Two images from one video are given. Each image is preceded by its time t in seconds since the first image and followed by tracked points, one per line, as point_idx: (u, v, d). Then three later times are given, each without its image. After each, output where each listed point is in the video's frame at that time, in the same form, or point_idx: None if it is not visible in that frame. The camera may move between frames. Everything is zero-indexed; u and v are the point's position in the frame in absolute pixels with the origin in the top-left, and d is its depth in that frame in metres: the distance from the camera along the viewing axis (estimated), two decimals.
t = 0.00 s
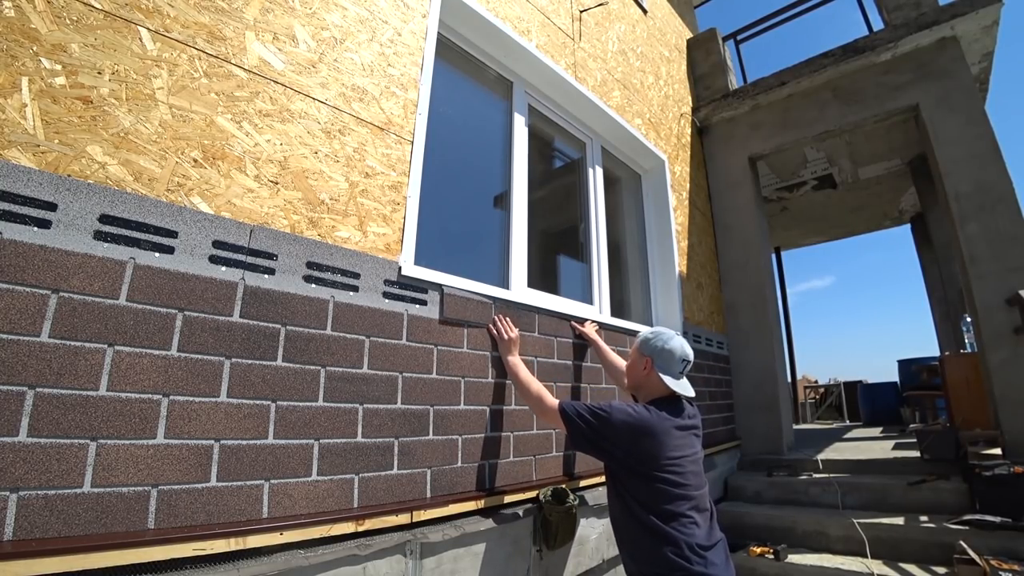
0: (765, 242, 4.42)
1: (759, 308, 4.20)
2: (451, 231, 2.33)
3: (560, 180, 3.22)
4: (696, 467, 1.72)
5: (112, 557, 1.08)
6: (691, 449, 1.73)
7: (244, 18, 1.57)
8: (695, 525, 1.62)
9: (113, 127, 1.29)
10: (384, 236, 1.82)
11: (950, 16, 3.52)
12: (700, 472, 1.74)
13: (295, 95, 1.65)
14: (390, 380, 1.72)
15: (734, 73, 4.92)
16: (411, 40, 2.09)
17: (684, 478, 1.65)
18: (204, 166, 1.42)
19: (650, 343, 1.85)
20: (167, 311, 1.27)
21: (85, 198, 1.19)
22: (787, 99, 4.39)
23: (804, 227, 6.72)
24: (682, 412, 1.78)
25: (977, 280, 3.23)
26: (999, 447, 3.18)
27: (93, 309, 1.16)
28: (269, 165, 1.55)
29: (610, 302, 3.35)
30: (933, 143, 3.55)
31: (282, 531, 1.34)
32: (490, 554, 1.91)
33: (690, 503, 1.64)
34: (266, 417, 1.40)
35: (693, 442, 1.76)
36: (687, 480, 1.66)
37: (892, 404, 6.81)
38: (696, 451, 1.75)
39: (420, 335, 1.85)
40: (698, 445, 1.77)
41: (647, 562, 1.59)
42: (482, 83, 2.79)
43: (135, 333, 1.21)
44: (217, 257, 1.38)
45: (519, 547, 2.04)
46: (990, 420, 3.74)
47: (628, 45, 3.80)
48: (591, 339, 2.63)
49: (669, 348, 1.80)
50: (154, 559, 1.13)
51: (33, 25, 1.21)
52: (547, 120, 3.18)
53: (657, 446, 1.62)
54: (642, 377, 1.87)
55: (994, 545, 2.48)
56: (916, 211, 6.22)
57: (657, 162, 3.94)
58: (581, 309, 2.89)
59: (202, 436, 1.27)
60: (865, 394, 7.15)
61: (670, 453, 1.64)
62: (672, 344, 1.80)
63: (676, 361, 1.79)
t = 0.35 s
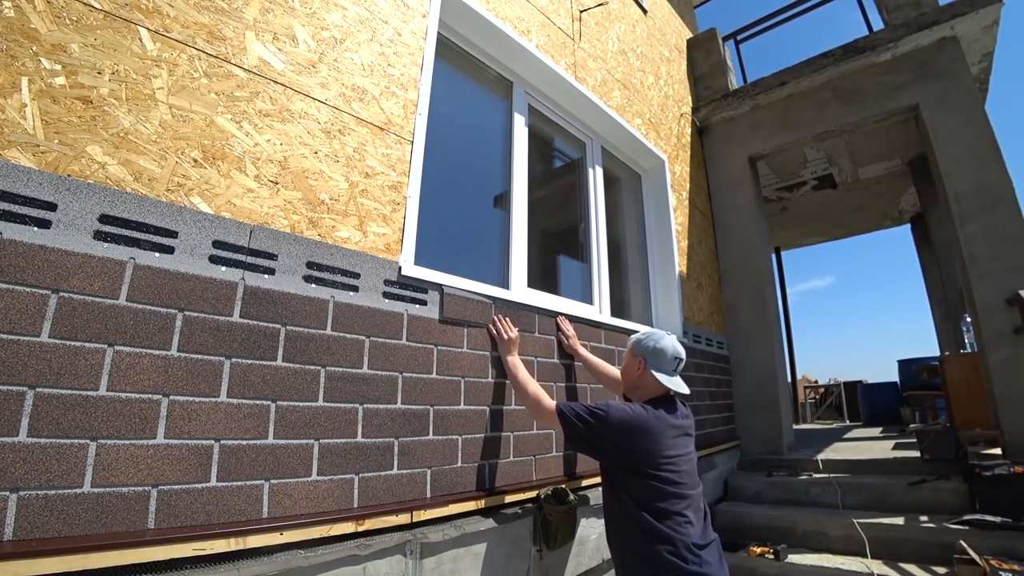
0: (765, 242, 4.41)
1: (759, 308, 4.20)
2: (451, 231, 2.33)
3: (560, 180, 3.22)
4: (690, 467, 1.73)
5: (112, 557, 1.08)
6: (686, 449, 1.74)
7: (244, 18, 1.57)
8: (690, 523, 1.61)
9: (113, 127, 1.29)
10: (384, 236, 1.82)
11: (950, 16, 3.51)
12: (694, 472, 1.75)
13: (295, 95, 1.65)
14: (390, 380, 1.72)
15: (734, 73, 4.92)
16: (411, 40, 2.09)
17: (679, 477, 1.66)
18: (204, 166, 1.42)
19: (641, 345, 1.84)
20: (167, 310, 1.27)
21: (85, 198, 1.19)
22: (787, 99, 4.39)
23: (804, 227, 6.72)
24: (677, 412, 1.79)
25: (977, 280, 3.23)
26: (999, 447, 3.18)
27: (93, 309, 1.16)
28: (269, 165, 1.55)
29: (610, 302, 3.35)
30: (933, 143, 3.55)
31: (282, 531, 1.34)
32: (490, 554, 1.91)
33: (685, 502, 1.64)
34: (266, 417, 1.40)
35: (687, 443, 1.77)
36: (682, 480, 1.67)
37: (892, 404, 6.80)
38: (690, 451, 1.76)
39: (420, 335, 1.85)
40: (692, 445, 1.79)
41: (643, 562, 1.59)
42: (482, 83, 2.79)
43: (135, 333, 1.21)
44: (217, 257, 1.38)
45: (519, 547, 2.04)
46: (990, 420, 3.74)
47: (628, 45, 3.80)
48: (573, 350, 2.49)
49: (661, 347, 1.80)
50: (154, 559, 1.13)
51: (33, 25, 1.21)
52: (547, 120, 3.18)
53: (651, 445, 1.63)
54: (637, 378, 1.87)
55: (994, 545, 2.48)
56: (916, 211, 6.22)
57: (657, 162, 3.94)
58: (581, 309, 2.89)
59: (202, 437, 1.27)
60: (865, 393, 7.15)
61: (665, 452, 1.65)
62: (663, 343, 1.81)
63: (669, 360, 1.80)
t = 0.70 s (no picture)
0: (765, 242, 4.42)
1: (759, 308, 4.20)
2: (451, 231, 2.33)
3: (560, 180, 3.22)
4: (699, 468, 1.72)
5: (112, 556, 1.08)
6: (695, 449, 1.73)
7: (244, 18, 1.57)
8: (696, 523, 1.61)
9: (113, 127, 1.29)
10: (384, 236, 1.82)
11: (950, 16, 3.52)
12: (703, 473, 1.73)
13: (295, 95, 1.65)
14: (390, 380, 1.72)
15: (734, 73, 4.92)
16: (411, 39, 2.09)
17: (686, 478, 1.66)
18: (204, 166, 1.42)
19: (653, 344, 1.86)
20: (167, 310, 1.27)
21: (85, 198, 1.19)
22: (787, 99, 4.39)
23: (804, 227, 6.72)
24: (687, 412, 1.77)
25: (977, 280, 3.23)
26: (999, 447, 3.18)
27: (93, 309, 1.16)
28: (269, 165, 1.55)
29: (610, 302, 3.35)
30: (933, 143, 3.55)
31: (282, 531, 1.34)
32: (490, 554, 1.91)
33: (692, 502, 1.64)
34: (266, 417, 1.40)
35: (697, 443, 1.76)
36: (690, 480, 1.66)
37: (892, 404, 6.81)
38: (699, 452, 1.75)
39: (420, 335, 1.85)
40: (701, 445, 1.77)
41: (647, 561, 1.59)
42: (482, 83, 2.79)
43: (135, 333, 1.21)
44: (216, 257, 1.38)
45: (519, 547, 2.04)
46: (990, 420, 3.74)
47: (628, 45, 3.80)
48: (574, 347, 2.48)
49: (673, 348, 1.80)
50: (154, 559, 1.13)
51: (33, 25, 1.21)
52: (547, 120, 3.18)
53: (660, 443, 1.63)
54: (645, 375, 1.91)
55: (994, 545, 2.48)
56: (916, 211, 6.22)
57: (658, 162, 3.94)
58: (581, 309, 2.89)
59: (202, 437, 1.27)
60: (865, 393, 7.15)
61: (673, 452, 1.64)
62: (677, 343, 1.80)
63: (683, 362, 1.78)
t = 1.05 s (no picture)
0: (765, 242, 4.41)
1: (759, 308, 4.20)
2: (451, 231, 2.33)
3: (560, 180, 3.22)
4: (654, 491, 1.69)
5: (113, 557, 1.08)
6: (649, 469, 1.70)
7: (244, 18, 1.58)
8: (647, 549, 1.58)
9: (113, 127, 1.29)
10: (384, 236, 1.82)
11: (950, 16, 3.51)
12: (658, 495, 1.71)
13: (295, 95, 1.65)
14: (390, 380, 1.72)
15: (734, 73, 4.91)
16: (411, 40, 2.09)
17: (640, 501, 1.62)
18: (204, 166, 1.42)
19: (610, 345, 1.82)
20: (167, 310, 1.27)
21: (85, 198, 1.20)
22: (787, 99, 4.39)
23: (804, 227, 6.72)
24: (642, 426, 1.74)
25: (977, 280, 3.23)
26: (999, 447, 3.18)
27: (93, 309, 1.16)
28: (269, 165, 1.55)
29: (610, 302, 3.35)
30: (934, 143, 3.55)
31: (282, 531, 1.34)
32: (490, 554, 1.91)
33: (645, 527, 1.61)
34: (266, 417, 1.40)
35: (653, 464, 1.74)
36: (644, 504, 1.63)
37: (892, 404, 6.81)
38: (655, 472, 1.72)
39: (420, 335, 1.85)
40: (656, 464, 1.75)
41: None
42: (482, 83, 2.79)
43: (135, 333, 1.21)
44: (217, 257, 1.38)
45: (519, 547, 2.04)
46: (990, 420, 3.74)
47: (628, 45, 3.80)
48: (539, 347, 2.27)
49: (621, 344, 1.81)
50: (154, 560, 1.13)
51: (33, 25, 1.21)
52: (547, 120, 3.18)
53: (612, 465, 1.59)
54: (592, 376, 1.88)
55: (994, 544, 2.48)
56: (916, 211, 6.22)
57: (657, 162, 3.94)
58: (581, 309, 2.89)
59: (202, 437, 1.28)
60: (865, 393, 7.15)
61: (627, 473, 1.61)
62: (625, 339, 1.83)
63: (647, 371, 1.79)
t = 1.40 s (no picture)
0: (765, 242, 4.41)
1: (758, 308, 4.20)
2: (451, 231, 2.33)
3: (560, 180, 3.22)
4: (645, 493, 1.69)
5: (112, 557, 1.08)
6: (643, 472, 1.70)
7: (244, 18, 1.57)
8: (638, 551, 1.59)
9: (113, 127, 1.29)
10: (384, 236, 1.82)
11: (950, 16, 3.51)
12: (650, 497, 1.71)
13: (295, 95, 1.65)
14: (390, 380, 1.72)
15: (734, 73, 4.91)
16: (411, 39, 2.09)
17: (631, 503, 1.62)
18: (204, 166, 1.42)
19: (598, 345, 1.83)
20: (167, 310, 1.27)
21: (85, 198, 1.20)
22: (787, 99, 4.39)
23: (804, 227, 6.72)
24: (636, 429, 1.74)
25: (977, 280, 3.23)
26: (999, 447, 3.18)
27: (93, 309, 1.16)
28: (269, 165, 1.55)
29: (610, 302, 3.35)
30: (934, 143, 3.55)
31: (282, 531, 1.34)
32: (490, 554, 1.92)
33: (635, 529, 1.61)
34: (266, 417, 1.40)
35: (645, 465, 1.73)
36: (635, 506, 1.63)
37: (892, 404, 6.80)
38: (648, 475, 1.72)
39: (420, 335, 1.85)
40: (649, 466, 1.75)
41: None
42: (482, 83, 2.79)
43: (135, 333, 1.21)
44: (217, 257, 1.38)
45: (519, 547, 2.04)
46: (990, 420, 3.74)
47: (628, 45, 3.80)
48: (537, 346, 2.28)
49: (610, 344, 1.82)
50: (153, 560, 1.13)
51: (33, 25, 1.21)
52: (547, 120, 3.18)
53: (606, 468, 1.59)
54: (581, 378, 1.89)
55: (994, 544, 2.48)
56: (916, 211, 6.22)
57: (657, 162, 3.94)
58: (581, 309, 2.89)
59: (202, 437, 1.28)
60: (865, 393, 7.14)
61: (619, 475, 1.61)
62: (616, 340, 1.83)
63: (635, 371, 1.78)
